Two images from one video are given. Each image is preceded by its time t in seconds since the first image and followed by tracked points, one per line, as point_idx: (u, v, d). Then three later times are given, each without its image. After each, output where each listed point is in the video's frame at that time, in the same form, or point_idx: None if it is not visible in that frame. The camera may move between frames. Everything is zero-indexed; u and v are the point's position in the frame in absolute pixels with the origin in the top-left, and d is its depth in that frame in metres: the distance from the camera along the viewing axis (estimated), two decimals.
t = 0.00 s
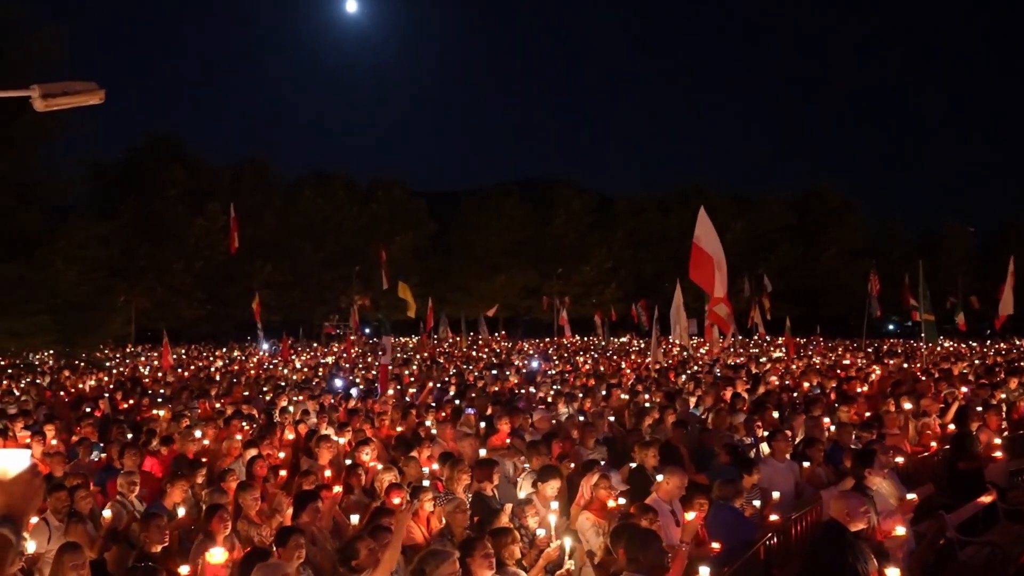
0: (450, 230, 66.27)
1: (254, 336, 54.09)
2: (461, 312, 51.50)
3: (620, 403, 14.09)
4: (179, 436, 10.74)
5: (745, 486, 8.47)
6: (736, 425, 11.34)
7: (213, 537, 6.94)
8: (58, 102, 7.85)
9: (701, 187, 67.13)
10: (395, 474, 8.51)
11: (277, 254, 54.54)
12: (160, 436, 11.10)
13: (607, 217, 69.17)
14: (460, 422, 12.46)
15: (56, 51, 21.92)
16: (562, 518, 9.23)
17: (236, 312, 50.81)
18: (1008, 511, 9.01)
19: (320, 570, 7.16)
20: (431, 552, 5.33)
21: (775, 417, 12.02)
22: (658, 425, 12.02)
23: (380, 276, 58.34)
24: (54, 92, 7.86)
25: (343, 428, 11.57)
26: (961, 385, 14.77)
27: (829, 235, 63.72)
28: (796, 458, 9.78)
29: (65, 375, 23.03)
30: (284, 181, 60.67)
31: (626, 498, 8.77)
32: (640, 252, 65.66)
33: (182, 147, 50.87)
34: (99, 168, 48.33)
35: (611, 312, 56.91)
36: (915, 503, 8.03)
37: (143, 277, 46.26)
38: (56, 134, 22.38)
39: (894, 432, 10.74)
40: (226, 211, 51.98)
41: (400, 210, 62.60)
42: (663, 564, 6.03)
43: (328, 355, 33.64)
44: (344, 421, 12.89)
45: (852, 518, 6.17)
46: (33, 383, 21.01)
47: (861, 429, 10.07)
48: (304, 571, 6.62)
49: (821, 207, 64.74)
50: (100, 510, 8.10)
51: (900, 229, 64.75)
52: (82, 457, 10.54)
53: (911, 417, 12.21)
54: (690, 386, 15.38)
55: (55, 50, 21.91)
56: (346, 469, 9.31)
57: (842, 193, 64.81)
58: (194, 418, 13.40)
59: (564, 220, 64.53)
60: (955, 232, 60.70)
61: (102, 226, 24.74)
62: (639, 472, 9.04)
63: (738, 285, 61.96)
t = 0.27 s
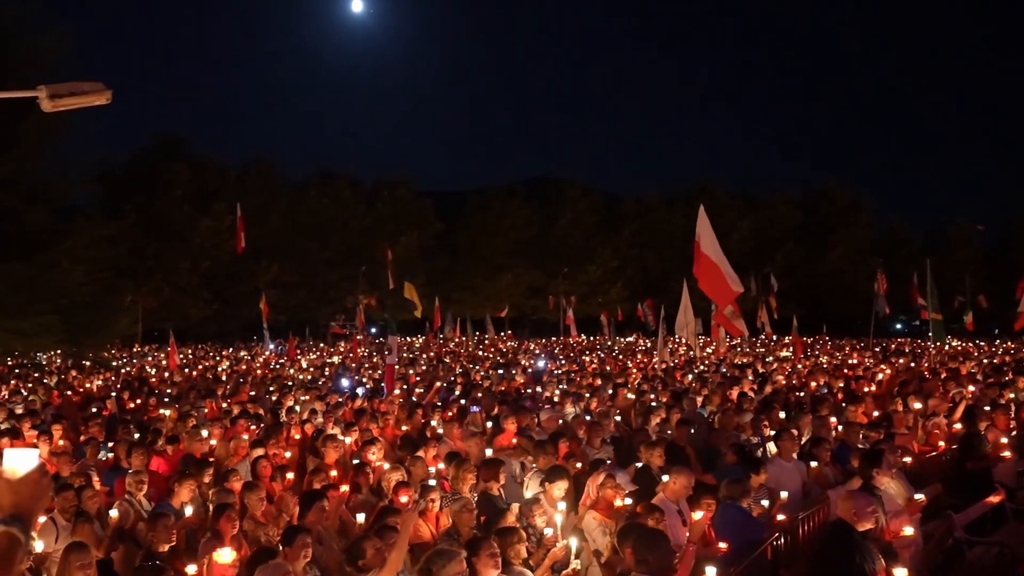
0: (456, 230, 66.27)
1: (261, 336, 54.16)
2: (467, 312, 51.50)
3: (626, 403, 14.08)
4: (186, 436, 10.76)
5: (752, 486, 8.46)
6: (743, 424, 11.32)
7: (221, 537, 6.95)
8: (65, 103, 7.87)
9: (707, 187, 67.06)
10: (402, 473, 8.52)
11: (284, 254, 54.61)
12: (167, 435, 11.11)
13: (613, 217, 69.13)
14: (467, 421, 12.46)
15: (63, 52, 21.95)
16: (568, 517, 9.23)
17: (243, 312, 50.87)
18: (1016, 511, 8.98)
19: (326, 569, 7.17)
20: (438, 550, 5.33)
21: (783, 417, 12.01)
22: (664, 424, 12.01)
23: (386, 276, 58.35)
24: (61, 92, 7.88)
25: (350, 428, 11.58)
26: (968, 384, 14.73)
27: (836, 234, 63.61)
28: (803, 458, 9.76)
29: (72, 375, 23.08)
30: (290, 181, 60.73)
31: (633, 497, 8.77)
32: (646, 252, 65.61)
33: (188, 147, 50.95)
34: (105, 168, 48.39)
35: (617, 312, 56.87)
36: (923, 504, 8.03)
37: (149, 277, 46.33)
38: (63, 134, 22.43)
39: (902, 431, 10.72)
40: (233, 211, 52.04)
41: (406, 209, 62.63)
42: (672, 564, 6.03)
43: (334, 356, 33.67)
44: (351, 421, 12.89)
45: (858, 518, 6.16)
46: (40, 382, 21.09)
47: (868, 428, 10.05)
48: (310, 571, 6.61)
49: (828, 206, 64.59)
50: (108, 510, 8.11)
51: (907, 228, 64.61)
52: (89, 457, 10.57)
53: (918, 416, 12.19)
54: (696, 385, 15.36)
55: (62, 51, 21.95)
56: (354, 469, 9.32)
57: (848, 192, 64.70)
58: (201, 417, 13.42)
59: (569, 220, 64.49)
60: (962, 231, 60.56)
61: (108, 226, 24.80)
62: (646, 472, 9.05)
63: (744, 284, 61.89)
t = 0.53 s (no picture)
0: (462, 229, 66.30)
1: (268, 335, 54.22)
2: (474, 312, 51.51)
3: (633, 402, 14.05)
4: (193, 436, 10.76)
5: (761, 485, 8.44)
6: (750, 424, 11.30)
7: (228, 536, 6.95)
8: (72, 104, 7.88)
9: (714, 186, 66.98)
10: (409, 473, 8.51)
11: (291, 253, 54.66)
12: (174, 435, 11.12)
13: (619, 217, 69.08)
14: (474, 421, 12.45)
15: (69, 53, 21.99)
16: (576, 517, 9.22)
17: (250, 312, 50.92)
18: None
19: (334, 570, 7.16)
20: (445, 550, 5.33)
21: (790, 417, 11.98)
22: (671, 423, 11.99)
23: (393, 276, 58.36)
24: (69, 93, 7.90)
25: (357, 428, 11.58)
26: (976, 383, 14.68)
27: (844, 233, 63.51)
28: (811, 457, 9.73)
29: (80, 375, 23.12)
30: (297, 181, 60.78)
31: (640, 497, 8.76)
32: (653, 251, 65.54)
33: (195, 147, 51.02)
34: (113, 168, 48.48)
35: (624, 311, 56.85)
36: (932, 504, 8.00)
37: (157, 277, 46.36)
38: (70, 134, 22.46)
39: (910, 431, 10.68)
40: (240, 211, 52.11)
41: (412, 209, 62.65)
42: (681, 564, 6.01)
43: (341, 355, 33.68)
44: (359, 421, 12.89)
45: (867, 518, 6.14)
46: (47, 382, 21.12)
47: (876, 428, 10.02)
48: (317, 571, 6.60)
49: (835, 205, 64.48)
50: (116, 510, 8.12)
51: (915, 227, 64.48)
52: (97, 457, 10.58)
53: (927, 416, 12.16)
54: (704, 385, 15.32)
55: (69, 51, 21.98)
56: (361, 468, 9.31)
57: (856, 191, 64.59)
58: (208, 417, 13.44)
59: (576, 219, 64.44)
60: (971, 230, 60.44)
61: (116, 226, 24.84)
62: (653, 472, 9.04)
63: (751, 283, 61.78)
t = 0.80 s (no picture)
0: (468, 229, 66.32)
1: (274, 335, 54.28)
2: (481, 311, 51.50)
3: (640, 401, 14.04)
4: (200, 435, 10.78)
5: (768, 485, 8.45)
6: (757, 423, 11.28)
7: (235, 536, 6.96)
8: (81, 104, 7.90)
9: (720, 186, 66.93)
10: (415, 473, 8.53)
11: (298, 253, 54.75)
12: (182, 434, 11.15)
13: (625, 217, 69.08)
14: (481, 421, 12.45)
15: (77, 54, 22.05)
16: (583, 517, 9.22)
17: (256, 312, 51.00)
18: None
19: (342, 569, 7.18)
20: (452, 550, 5.33)
21: (797, 417, 11.97)
22: (678, 423, 11.98)
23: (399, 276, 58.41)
24: (76, 93, 7.91)
25: (363, 427, 11.59)
26: (984, 383, 14.65)
27: (851, 232, 63.42)
28: (818, 457, 9.73)
29: (87, 374, 23.18)
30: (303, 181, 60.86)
31: (647, 496, 8.76)
32: (660, 251, 65.50)
33: (202, 147, 51.14)
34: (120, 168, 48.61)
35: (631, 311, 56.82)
36: (941, 504, 7.98)
37: (164, 276, 46.36)
38: (78, 135, 22.51)
39: (918, 431, 10.66)
40: (247, 212, 52.20)
41: (419, 209, 62.66)
42: (689, 563, 6.00)
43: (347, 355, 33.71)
44: (365, 420, 12.90)
45: (874, 518, 6.13)
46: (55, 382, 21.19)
47: (884, 427, 10.00)
48: (324, 572, 6.61)
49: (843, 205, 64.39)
50: (123, 509, 8.13)
51: (923, 226, 64.37)
52: (104, 456, 10.60)
53: (934, 416, 12.14)
54: (710, 385, 15.30)
55: (76, 52, 22.04)
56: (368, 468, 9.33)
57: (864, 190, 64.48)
58: (216, 417, 13.46)
59: (582, 219, 64.44)
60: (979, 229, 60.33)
61: (123, 226, 24.90)
62: (659, 472, 9.03)
63: (759, 282, 61.72)
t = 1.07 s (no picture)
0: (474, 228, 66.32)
1: (281, 335, 54.35)
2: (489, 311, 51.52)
3: (647, 401, 14.03)
4: (207, 435, 10.79)
5: (776, 485, 8.44)
6: (764, 423, 11.26)
7: (243, 535, 6.96)
8: (89, 104, 7.89)
9: (727, 185, 66.85)
10: (423, 472, 8.54)
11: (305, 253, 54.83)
12: (189, 433, 11.16)
13: (632, 216, 69.02)
14: (487, 421, 12.45)
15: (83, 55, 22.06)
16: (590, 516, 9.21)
17: (263, 312, 51.06)
18: None
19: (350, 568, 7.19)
20: (459, 549, 5.32)
21: (804, 416, 11.95)
22: (684, 423, 11.97)
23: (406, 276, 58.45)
24: (83, 94, 7.90)
25: (370, 427, 11.60)
26: (991, 383, 14.62)
27: (859, 231, 63.31)
28: (826, 456, 9.72)
29: (95, 374, 23.24)
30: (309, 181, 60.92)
31: (654, 496, 8.75)
32: (666, 250, 65.45)
33: (208, 147, 51.20)
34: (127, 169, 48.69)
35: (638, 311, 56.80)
36: (950, 504, 7.95)
37: (171, 276, 46.25)
38: (84, 135, 22.54)
39: (927, 431, 10.64)
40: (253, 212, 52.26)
41: (425, 208, 62.68)
42: (696, 564, 5.98)
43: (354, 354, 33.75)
44: (371, 420, 12.91)
45: (882, 518, 6.13)
46: (62, 381, 21.23)
47: (892, 427, 9.99)
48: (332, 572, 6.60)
49: (850, 204, 64.28)
50: (130, 508, 8.15)
51: (930, 225, 64.26)
52: (112, 456, 10.61)
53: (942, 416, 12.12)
54: (717, 384, 15.29)
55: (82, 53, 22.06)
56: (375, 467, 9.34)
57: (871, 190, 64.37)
58: (223, 416, 13.48)
59: (589, 218, 64.42)
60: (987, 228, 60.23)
61: (130, 226, 24.94)
62: (667, 471, 9.03)
63: (766, 282, 61.63)
